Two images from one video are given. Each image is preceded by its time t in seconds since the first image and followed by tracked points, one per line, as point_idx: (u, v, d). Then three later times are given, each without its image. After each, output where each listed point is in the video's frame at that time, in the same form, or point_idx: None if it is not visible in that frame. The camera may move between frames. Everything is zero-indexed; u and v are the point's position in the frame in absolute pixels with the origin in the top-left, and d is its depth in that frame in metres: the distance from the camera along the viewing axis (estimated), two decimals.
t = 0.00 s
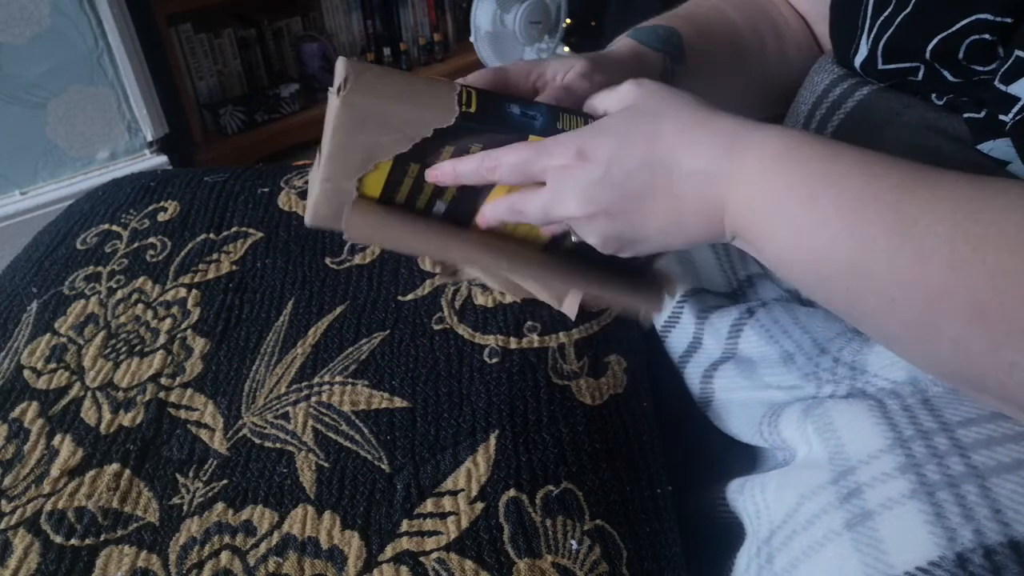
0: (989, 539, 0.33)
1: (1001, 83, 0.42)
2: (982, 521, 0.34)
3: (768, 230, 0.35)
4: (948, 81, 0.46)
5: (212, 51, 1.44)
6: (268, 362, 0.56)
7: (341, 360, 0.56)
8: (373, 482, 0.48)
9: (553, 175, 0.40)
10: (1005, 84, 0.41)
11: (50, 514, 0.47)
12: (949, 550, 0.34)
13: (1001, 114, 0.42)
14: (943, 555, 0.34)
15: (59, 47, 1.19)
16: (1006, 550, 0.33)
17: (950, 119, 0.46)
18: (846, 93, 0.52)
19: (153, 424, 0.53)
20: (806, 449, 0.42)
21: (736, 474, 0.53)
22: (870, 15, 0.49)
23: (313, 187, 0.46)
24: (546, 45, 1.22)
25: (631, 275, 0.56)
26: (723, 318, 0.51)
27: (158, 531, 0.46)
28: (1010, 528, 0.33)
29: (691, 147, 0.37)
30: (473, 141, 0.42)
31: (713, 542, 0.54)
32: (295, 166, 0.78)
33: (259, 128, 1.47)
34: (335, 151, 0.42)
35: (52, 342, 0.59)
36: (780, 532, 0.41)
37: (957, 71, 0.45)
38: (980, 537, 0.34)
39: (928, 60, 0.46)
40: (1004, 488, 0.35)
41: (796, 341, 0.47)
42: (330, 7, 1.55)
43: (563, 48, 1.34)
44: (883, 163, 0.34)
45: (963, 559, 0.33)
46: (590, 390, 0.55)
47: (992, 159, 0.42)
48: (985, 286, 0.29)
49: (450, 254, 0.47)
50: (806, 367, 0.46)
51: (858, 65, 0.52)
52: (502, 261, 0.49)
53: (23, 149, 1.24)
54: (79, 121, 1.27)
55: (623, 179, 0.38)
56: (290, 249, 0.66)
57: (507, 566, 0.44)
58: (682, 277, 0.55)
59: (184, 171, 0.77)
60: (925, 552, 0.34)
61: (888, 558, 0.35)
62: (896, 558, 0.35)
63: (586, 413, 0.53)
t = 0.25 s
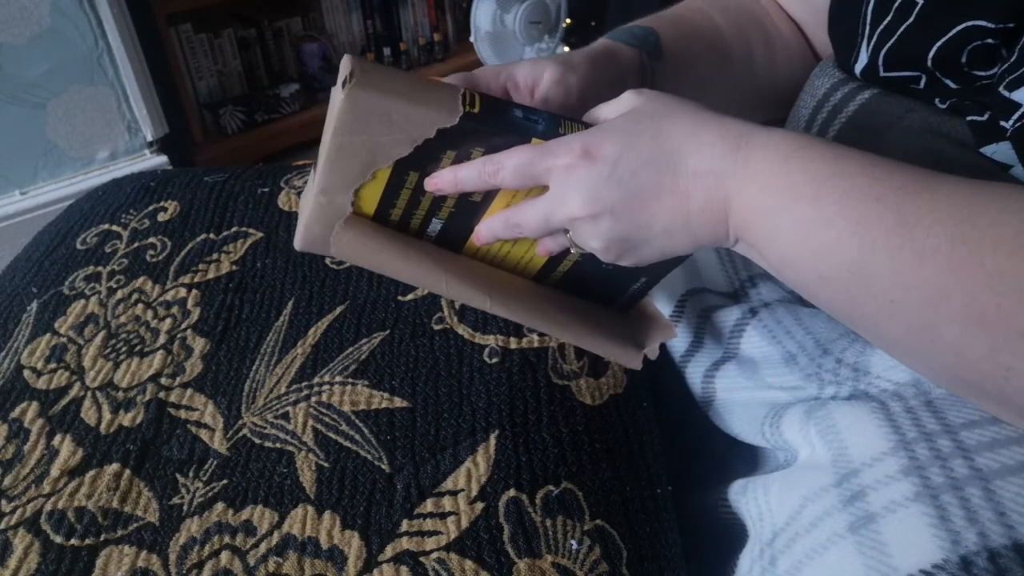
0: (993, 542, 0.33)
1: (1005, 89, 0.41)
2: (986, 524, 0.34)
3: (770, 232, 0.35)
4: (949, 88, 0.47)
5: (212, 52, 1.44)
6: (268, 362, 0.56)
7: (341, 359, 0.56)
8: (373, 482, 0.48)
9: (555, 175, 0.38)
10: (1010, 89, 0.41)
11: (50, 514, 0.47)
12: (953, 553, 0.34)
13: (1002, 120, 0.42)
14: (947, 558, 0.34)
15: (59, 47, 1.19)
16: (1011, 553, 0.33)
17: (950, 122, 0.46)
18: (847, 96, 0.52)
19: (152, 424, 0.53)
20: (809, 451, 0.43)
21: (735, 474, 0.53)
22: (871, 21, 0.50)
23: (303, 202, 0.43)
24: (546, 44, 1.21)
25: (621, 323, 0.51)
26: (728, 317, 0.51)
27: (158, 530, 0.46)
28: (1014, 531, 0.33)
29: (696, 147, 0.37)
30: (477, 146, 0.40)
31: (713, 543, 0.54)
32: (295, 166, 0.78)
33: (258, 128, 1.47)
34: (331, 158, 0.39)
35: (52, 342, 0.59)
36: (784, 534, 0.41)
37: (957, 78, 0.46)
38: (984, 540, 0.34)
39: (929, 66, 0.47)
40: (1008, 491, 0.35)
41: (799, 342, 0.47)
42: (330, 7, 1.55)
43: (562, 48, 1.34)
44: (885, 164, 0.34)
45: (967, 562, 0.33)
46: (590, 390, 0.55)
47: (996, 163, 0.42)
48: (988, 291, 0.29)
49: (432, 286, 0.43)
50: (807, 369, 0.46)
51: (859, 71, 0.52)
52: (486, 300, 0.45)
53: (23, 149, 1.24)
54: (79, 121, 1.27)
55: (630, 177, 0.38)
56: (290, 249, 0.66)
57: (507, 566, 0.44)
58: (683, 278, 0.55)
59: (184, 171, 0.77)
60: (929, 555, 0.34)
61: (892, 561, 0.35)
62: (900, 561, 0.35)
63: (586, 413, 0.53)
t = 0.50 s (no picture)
0: (986, 536, 0.33)
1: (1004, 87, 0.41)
2: (978, 517, 0.34)
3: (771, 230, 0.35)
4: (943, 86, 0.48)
5: (212, 51, 1.44)
6: (268, 362, 0.56)
7: (341, 359, 0.56)
8: (373, 482, 0.48)
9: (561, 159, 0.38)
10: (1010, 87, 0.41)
11: (50, 514, 0.47)
12: (946, 547, 0.34)
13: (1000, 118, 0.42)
14: (940, 551, 0.34)
15: (59, 47, 1.19)
16: (1003, 546, 0.33)
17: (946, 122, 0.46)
18: (842, 94, 0.52)
19: (153, 424, 0.53)
20: (805, 447, 0.42)
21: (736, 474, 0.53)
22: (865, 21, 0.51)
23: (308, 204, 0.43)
24: (546, 45, 1.21)
25: (624, 322, 0.51)
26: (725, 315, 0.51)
27: (158, 531, 0.46)
28: (1006, 524, 0.33)
29: (701, 130, 0.37)
30: (482, 134, 0.40)
31: (713, 544, 0.54)
32: (295, 166, 0.78)
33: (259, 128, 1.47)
34: (335, 156, 0.39)
35: (52, 342, 0.59)
36: (779, 530, 0.41)
37: (951, 77, 0.48)
38: (976, 533, 0.34)
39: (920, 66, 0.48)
40: (1000, 485, 0.35)
41: (796, 341, 0.47)
42: (330, 7, 1.55)
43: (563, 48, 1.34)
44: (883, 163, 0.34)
45: (960, 556, 0.33)
46: (590, 390, 0.55)
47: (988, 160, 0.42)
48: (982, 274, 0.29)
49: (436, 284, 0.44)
50: (804, 366, 0.46)
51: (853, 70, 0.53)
52: (492, 298, 0.45)
53: (23, 149, 1.24)
54: (79, 121, 1.27)
55: (636, 159, 0.38)
56: (290, 249, 0.66)
57: (507, 566, 0.44)
58: (681, 279, 0.55)
59: (184, 171, 0.77)
60: (922, 549, 0.34)
61: (887, 556, 0.35)
62: (894, 556, 0.35)
63: (585, 412, 0.53)
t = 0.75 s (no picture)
0: (982, 536, 0.33)
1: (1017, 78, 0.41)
2: (975, 517, 0.34)
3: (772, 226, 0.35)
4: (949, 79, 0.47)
5: (212, 51, 1.44)
6: (268, 362, 0.56)
7: (341, 359, 0.56)
8: (373, 482, 0.48)
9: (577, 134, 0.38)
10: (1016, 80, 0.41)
11: (50, 514, 0.47)
12: (943, 548, 0.34)
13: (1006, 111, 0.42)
14: (937, 552, 0.34)
15: (59, 47, 1.19)
16: (999, 547, 0.33)
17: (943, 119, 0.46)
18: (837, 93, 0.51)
19: (153, 424, 0.53)
20: (803, 447, 0.42)
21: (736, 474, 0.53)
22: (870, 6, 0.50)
23: (323, 176, 0.43)
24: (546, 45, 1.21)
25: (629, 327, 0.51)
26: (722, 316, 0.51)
27: (158, 531, 0.46)
28: (1003, 525, 0.34)
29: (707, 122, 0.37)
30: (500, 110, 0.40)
31: (713, 544, 0.54)
32: (295, 166, 0.78)
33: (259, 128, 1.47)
34: (359, 117, 0.38)
35: (52, 342, 0.59)
36: (777, 530, 0.41)
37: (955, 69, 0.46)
38: (974, 534, 0.34)
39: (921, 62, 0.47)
40: (997, 485, 0.35)
41: (793, 342, 0.47)
42: (330, 7, 1.55)
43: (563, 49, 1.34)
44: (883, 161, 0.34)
45: (957, 557, 0.33)
46: (590, 390, 0.55)
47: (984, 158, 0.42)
48: (976, 260, 0.29)
49: (443, 268, 0.44)
50: (802, 368, 0.46)
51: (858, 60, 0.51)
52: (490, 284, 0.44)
53: (23, 149, 1.24)
54: (79, 121, 1.27)
55: (653, 133, 0.38)
56: (290, 249, 0.66)
57: (507, 566, 0.44)
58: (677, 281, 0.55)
59: (184, 171, 0.77)
60: (920, 550, 0.34)
61: (885, 556, 0.35)
62: (892, 556, 0.35)
63: (585, 412, 0.53)
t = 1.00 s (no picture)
0: (982, 538, 0.34)
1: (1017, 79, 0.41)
2: (976, 519, 0.34)
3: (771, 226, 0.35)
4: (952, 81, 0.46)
5: (212, 51, 1.44)
6: (268, 362, 0.56)
7: (341, 359, 0.56)
8: (373, 482, 0.48)
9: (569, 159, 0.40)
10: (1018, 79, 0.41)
11: (50, 514, 0.47)
12: (944, 549, 0.34)
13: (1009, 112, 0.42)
14: (937, 554, 0.34)
15: (60, 47, 1.19)
16: (1000, 548, 0.33)
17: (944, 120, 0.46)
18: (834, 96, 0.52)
19: (153, 424, 0.53)
20: (804, 447, 0.42)
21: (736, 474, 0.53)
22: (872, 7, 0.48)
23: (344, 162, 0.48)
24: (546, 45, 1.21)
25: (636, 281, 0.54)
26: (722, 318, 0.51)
27: (158, 531, 0.46)
28: (1003, 526, 0.34)
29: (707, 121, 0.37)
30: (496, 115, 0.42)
31: (712, 544, 0.54)
32: (295, 166, 0.78)
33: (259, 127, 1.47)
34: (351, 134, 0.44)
35: (52, 342, 0.59)
36: (778, 531, 0.41)
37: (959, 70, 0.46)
38: (974, 536, 0.34)
39: (927, 66, 0.46)
40: (997, 487, 0.35)
41: (793, 343, 0.47)
42: (330, 7, 1.55)
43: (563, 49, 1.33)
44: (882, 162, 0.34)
45: (957, 558, 0.34)
46: (590, 390, 0.55)
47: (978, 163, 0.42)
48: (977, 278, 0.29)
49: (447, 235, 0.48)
50: (803, 369, 0.45)
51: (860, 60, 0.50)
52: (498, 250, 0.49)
53: (23, 148, 1.24)
54: (79, 121, 1.27)
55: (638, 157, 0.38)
56: (290, 249, 0.66)
57: (507, 566, 0.44)
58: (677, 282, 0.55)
59: (184, 171, 0.77)
60: (920, 551, 0.34)
61: (885, 556, 0.35)
62: (892, 557, 0.35)
63: (585, 412, 0.53)
